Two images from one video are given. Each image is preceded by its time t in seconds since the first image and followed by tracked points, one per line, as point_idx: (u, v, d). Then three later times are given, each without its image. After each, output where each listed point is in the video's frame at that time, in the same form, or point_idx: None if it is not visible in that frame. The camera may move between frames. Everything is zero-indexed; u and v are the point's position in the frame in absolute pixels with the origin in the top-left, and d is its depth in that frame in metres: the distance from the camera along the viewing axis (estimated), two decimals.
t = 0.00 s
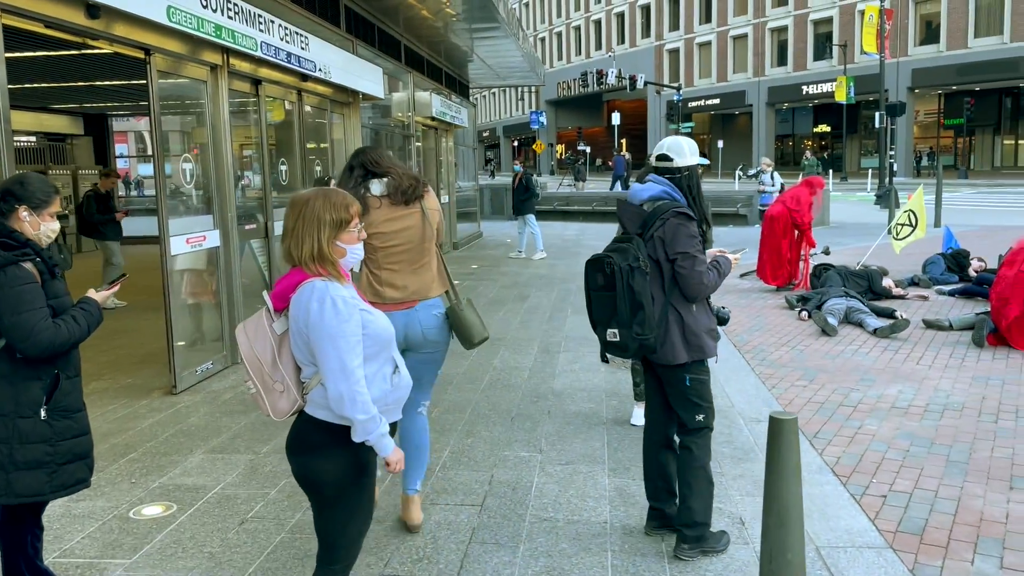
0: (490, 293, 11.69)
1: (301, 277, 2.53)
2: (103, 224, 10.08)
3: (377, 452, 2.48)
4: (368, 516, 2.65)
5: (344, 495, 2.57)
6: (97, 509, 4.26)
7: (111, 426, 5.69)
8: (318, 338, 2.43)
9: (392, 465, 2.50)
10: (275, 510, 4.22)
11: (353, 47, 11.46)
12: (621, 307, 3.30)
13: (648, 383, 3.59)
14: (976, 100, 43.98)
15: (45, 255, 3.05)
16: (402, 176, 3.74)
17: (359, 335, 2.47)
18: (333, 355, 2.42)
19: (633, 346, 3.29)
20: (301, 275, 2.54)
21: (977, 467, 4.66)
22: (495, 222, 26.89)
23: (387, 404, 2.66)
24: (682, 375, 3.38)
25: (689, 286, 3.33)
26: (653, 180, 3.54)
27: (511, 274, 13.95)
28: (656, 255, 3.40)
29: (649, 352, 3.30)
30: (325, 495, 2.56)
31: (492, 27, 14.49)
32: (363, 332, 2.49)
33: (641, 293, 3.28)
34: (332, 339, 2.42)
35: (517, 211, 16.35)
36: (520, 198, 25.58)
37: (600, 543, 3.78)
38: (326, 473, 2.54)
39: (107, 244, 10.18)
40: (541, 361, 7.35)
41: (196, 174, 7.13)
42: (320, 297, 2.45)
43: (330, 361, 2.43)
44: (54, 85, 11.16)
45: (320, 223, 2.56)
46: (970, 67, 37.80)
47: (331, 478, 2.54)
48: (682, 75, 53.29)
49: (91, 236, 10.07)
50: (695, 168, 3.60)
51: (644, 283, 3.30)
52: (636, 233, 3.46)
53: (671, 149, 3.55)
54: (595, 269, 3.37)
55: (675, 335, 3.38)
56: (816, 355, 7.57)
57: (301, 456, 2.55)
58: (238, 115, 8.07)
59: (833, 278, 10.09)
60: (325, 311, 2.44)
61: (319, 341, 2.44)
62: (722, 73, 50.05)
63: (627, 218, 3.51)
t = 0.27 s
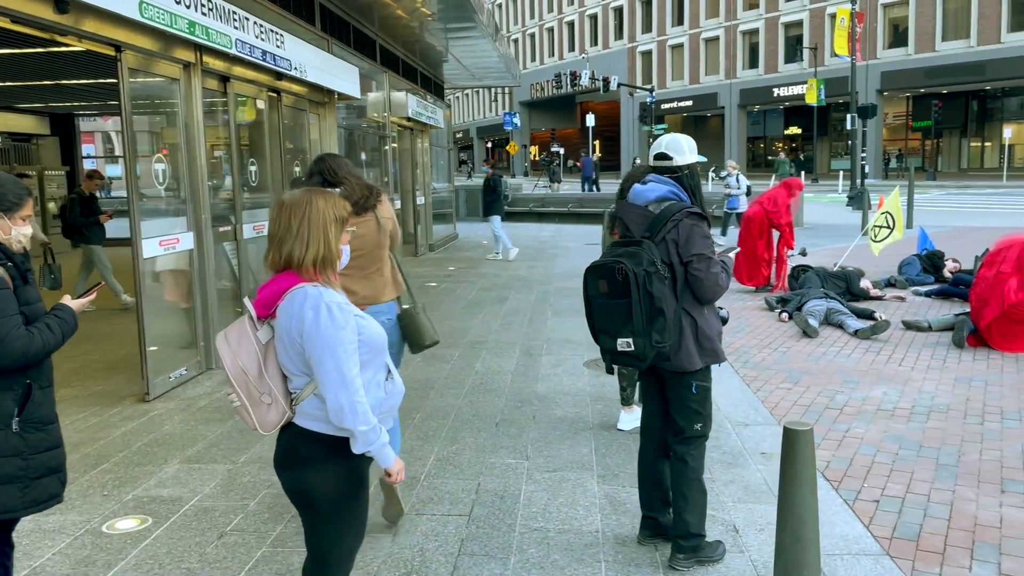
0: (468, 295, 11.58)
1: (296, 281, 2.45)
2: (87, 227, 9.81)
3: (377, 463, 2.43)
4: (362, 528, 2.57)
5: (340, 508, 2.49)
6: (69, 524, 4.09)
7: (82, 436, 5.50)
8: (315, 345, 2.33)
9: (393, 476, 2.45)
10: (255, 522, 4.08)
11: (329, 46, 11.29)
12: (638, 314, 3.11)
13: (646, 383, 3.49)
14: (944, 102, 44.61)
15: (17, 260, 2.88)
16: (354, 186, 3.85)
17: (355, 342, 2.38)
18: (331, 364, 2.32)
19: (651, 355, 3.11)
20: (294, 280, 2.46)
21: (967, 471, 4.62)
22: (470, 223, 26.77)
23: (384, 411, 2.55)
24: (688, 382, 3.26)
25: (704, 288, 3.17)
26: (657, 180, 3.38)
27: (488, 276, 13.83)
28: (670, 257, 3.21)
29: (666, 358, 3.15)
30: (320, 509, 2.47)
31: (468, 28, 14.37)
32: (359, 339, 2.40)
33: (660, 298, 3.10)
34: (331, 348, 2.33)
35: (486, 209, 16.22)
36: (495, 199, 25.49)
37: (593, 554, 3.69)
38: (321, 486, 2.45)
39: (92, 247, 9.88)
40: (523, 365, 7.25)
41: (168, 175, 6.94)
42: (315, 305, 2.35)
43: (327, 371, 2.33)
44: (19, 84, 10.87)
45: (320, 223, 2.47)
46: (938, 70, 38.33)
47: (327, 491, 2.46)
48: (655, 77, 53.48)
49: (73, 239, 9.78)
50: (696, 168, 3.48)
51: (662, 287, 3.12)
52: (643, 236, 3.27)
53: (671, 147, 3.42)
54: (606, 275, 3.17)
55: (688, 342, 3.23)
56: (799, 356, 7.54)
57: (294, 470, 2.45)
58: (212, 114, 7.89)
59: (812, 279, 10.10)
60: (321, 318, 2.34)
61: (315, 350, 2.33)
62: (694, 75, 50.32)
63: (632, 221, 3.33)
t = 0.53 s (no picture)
0: (446, 296, 11.50)
1: (301, 285, 2.46)
2: (73, 227, 9.49)
3: (372, 471, 2.45)
4: (351, 535, 2.58)
5: (332, 515, 2.51)
6: (40, 536, 3.97)
7: (53, 444, 5.37)
8: (315, 352, 2.34)
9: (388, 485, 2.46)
10: (233, 533, 3.98)
11: (304, 44, 11.14)
12: (644, 320, 2.93)
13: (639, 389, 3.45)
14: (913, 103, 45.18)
15: None
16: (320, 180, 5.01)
17: (355, 349, 2.40)
18: (333, 370, 2.33)
19: (656, 363, 2.93)
20: (296, 284, 2.46)
21: (951, 472, 4.62)
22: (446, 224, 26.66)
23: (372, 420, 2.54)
24: (688, 391, 3.21)
25: (709, 295, 3.04)
26: (657, 183, 3.25)
27: (465, 277, 13.75)
28: (675, 261, 3.07)
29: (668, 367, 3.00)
30: (312, 518, 2.49)
31: (444, 27, 14.27)
32: (357, 346, 2.42)
33: (668, 303, 2.94)
34: (334, 355, 2.34)
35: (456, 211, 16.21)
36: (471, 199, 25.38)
37: (581, 562, 3.64)
38: (313, 494, 2.47)
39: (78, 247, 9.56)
40: (504, 368, 7.19)
41: (140, 176, 6.79)
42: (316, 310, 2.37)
43: (328, 377, 2.34)
44: None
45: (324, 226, 2.52)
46: (907, 72, 38.81)
47: (319, 499, 2.47)
48: (629, 77, 53.62)
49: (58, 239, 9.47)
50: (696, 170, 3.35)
51: (669, 292, 2.96)
52: (645, 240, 3.12)
53: (672, 148, 3.26)
54: (610, 279, 2.99)
55: (691, 351, 3.09)
56: (779, 357, 7.55)
57: (286, 480, 2.45)
58: (185, 114, 7.74)
59: (789, 280, 10.14)
60: (323, 324, 2.35)
61: (316, 356, 2.34)
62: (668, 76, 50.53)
63: (633, 224, 3.18)
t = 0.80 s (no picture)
0: (427, 296, 11.39)
1: (304, 284, 2.50)
2: (55, 225, 9.28)
3: (380, 464, 2.52)
4: (348, 537, 2.58)
5: (333, 518, 2.50)
6: (13, 546, 3.83)
7: (26, 449, 5.22)
8: (327, 353, 2.37)
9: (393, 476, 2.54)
10: (215, 541, 3.87)
11: (281, 40, 10.98)
12: (646, 324, 2.91)
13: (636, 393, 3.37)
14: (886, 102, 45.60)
15: None
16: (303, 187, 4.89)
17: (362, 350, 2.45)
18: (346, 370, 2.38)
19: (659, 368, 2.92)
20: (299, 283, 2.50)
21: (942, 472, 4.61)
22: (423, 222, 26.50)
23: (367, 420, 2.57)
24: (691, 397, 3.14)
25: (713, 299, 3.02)
26: (660, 182, 3.19)
27: (444, 276, 13.65)
28: (680, 264, 3.02)
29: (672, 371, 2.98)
30: (314, 521, 2.48)
31: (422, 23, 14.14)
32: (363, 346, 2.46)
33: (671, 307, 2.91)
34: (345, 353, 2.37)
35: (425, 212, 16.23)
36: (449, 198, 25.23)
37: (575, 567, 3.57)
38: (313, 497, 2.46)
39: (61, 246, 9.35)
40: (487, 369, 7.11)
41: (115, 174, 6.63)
42: (324, 310, 2.40)
43: (340, 377, 2.37)
44: None
45: (321, 225, 2.57)
46: (880, 71, 39.18)
47: (321, 501, 2.47)
48: (605, 75, 53.65)
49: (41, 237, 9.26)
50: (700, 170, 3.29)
51: (673, 296, 2.92)
52: (647, 241, 3.07)
53: (678, 152, 3.21)
54: (611, 283, 2.96)
55: (694, 356, 3.08)
56: (763, 356, 7.54)
57: (287, 484, 2.44)
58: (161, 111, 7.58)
59: (770, 278, 10.15)
60: (334, 325, 2.39)
61: (327, 357, 2.37)
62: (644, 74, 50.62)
63: (637, 225, 3.12)
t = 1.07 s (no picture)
0: (413, 292, 11.31)
1: (318, 282, 2.53)
2: (42, 222, 9.07)
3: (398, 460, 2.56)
4: (365, 533, 2.64)
5: (352, 514, 2.57)
6: (7, 551, 3.74)
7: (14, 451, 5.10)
8: (347, 352, 2.43)
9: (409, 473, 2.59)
10: (215, 544, 3.80)
11: (265, 33, 10.83)
12: (662, 326, 2.88)
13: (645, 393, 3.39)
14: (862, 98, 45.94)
15: None
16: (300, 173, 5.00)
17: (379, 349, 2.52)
18: (366, 368, 2.45)
19: (675, 371, 2.89)
20: (314, 281, 2.53)
21: (941, 466, 4.62)
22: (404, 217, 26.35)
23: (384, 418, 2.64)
24: (706, 397, 3.19)
25: (731, 297, 3.01)
26: (673, 180, 3.18)
27: (429, 272, 13.56)
28: (695, 263, 3.00)
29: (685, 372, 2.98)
30: (334, 519, 2.53)
31: (406, 17, 14.02)
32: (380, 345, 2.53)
33: (688, 308, 2.87)
34: (366, 352, 2.45)
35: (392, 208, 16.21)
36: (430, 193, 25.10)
37: (583, 567, 3.54)
38: (333, 494, 2.53)
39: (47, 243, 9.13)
40: (480, 366, 7.06)
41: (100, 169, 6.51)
42: (344, 309, 2.46)
43: (360, 375, 2.45)
44: None
45: (333, 224, 2.61)
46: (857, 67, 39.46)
47: (340, 498, 2.54)
48: (585, 70, 53.63)
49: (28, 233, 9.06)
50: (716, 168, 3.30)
51: (690, 297, 2.89)
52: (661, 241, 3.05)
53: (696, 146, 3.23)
54: (625, 285, 2.93)
55: (710, 356, 3.05)
56: (754, 351, 7.55)
57: (307, 483, 2.49)
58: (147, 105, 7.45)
59: (758, 273, 10.17)
60: (354, 324, 2.46)
61: (348, 356, 2.44)
62: (622, 69, 50.65)
63: (650, 224, 3.10)
